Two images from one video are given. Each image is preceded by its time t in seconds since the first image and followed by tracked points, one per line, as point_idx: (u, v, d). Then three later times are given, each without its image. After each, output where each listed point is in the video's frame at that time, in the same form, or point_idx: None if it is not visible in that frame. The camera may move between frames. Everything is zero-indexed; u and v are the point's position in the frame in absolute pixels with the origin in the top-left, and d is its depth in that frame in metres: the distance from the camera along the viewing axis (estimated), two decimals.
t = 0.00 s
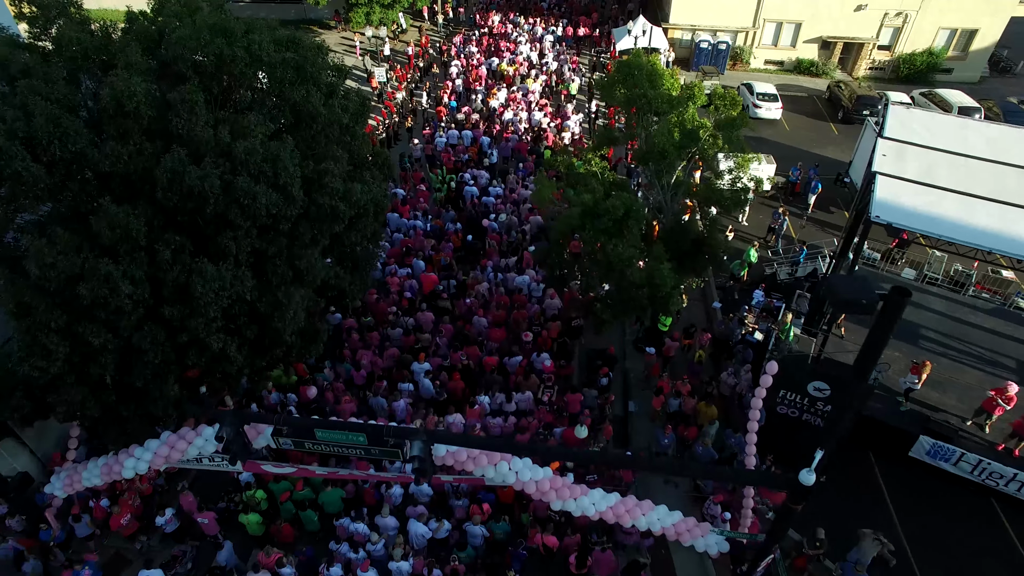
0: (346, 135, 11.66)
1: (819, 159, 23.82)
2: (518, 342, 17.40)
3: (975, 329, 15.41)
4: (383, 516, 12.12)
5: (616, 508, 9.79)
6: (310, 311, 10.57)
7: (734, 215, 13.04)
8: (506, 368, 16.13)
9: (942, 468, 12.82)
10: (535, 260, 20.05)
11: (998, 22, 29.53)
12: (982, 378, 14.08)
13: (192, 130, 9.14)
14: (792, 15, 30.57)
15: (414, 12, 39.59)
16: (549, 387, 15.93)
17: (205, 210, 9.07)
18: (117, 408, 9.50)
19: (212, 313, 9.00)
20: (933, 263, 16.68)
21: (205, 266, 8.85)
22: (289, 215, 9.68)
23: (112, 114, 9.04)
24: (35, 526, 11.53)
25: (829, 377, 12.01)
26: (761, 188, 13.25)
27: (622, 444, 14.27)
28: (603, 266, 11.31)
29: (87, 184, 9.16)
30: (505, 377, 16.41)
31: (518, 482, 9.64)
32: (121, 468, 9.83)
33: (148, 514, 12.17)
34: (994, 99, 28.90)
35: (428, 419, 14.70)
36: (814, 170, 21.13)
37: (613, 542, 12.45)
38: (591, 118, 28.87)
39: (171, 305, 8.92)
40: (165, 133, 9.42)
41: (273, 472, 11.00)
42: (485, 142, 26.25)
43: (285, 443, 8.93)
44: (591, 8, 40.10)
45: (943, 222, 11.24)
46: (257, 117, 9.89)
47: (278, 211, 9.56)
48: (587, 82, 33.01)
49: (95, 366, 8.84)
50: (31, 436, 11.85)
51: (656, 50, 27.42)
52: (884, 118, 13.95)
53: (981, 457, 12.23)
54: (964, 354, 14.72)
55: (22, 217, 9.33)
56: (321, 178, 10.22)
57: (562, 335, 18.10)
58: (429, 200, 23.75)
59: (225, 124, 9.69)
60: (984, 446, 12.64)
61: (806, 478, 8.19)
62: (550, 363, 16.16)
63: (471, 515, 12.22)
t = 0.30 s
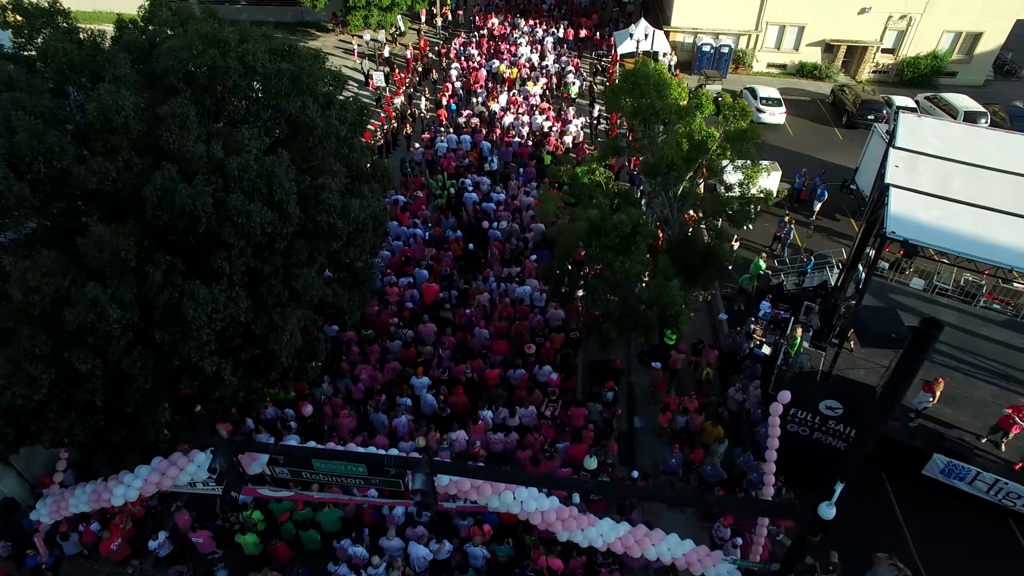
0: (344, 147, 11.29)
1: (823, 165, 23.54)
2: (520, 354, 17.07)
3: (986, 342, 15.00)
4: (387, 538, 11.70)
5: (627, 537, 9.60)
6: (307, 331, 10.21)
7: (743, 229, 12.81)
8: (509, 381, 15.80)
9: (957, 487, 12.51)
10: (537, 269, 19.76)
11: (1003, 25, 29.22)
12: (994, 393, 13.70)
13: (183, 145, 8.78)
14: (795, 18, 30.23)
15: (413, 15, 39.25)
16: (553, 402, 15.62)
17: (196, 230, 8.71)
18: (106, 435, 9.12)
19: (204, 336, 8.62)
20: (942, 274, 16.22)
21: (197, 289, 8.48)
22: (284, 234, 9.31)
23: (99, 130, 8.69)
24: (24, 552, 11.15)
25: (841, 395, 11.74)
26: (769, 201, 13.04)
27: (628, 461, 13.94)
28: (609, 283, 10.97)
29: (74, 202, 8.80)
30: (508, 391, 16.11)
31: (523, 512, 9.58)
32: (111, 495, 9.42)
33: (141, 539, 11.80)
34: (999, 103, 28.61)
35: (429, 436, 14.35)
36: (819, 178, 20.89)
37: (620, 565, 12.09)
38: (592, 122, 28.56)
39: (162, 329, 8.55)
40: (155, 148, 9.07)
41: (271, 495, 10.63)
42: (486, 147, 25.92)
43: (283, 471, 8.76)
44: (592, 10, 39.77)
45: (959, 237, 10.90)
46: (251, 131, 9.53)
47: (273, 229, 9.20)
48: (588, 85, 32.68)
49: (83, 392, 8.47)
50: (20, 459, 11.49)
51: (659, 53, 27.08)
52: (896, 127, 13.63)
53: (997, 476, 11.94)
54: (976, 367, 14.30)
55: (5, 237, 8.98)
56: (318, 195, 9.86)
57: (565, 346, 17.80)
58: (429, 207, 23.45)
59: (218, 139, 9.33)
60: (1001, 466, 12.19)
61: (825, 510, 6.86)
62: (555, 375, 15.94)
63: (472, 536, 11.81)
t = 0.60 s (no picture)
0: (341, 155, 10.92)
1: (829, 165, 23.21)
2: (523, 361, 16.76)
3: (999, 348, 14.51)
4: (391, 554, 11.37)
5: (638, 559, 9.38)
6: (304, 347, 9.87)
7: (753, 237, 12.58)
8: (512, 390, 15.52)
9: (971, 500, 12.23)
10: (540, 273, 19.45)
11: (1011, 21, 28.78)
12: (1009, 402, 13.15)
13: (173, 157, 8.42)
14: (799, 14, 29.79)
15: (411, 11, 38.77)
16: (557, 410, 15.31)
17: (187, 245, 8.34)
18: (95, 457, 8.75)
19: (197, 356, 8.27)
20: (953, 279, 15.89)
21: (188, 307, 8.10)
22: (280, 248, 8.93)
23: (85, 140, 8.34)
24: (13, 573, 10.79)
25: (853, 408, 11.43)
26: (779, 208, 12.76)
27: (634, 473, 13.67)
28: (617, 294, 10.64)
29: (60, 216, 8.43)
30: (510, 400, 15.80)
31: (531, 538, 9.44)
32: (103, 518, 9.13)
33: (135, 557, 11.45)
34: (1007, 101, 28.24)
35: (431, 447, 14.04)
36: (826, 179, 20.57)
37: None
38: (594, 120, 28.16)
39: (151, 349, 8.17)
40: (144, 158, 8.69)
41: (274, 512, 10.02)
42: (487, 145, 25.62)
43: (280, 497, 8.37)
44: (593, 5, 39.29)
45: (977, 246, 10.56)
46: (244, 140, 9.15)
47: (268, 244, 8.82)
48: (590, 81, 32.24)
49: (69, 415, 8.10)
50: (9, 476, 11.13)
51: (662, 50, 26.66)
52: (908, 130, 13.27)
53: (1013, 491, 11.66)
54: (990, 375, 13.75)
55: None
56: (315, 206, 9.48)
57: (569, 352, 17.50)
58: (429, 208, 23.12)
59: (210, 149, 8.96)
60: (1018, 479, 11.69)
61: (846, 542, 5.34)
62: (560, 382, 15.66)
63: (475, 552, 11.42)
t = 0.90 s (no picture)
0: (339, 162, 10.52)
1: (835, 164, 22.87)
2: (526, 367, 16.46)
3: (1010, 354, 14.06)
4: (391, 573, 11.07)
5: None
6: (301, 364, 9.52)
7: (763, 245, 12.19)
8: (514, 397, 15.23)
9: (986, 513, 11.93)
10: (542, 276, 19.12)
11: (1019, 16, 28.32)
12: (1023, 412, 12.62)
13: (162, 169, 8.07)
14: (803, 9, 29.30)
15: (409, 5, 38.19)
16: (560, 418, 15.00)
17: (177, 262, 7.95)
18: (84, 481, 8.38)
19: (188, 378, 7.91)
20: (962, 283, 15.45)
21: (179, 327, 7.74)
22: (274, 262, 8.57)
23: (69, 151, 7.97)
24: None
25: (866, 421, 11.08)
26: (790, 215, 12.33)
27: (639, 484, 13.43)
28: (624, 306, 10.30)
29: (43, 230, 8.05)
30: (513, 408, 15.52)
31: (538, 564, 9.31)
32: (92, 545, 8.74)
33: None
34: (1014, 97, 27.84)
35: (432, 458, 13.74)
36: (833, 180, 20.24)
37: None
38: (596, 117, 27.72)
39: (140, 370, 7.81)
40: (131, 169, 8.30)
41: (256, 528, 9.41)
42: (487, 140, 25.37)
43: (277, 523, 8.04)
44: None
45: (996, 256, 10.21)
46: (236, 149, 8.77)
47: (263, 258, 8.47)
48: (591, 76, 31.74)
49: (55, 439, 7.72)
50: None
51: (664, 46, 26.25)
52: (922, 133, 12.90)
53: None
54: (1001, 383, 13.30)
55: None
56: (310, 217, 9.12)
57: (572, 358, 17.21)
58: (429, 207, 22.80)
59: (201, 159, 8.60)
60: None
61: None
62: (565, 389, 15.37)
63: (479, 569, 11.06)
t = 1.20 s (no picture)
0: (335, 170, 10.14)
1: (840, 163, 22.54)
2: (528, 374, 16.18)
3: None
4: None
5: None
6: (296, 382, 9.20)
7: (771, 252, 11.88)
8: (516, 406, 14.96)
9: (998, 526, 11.71)
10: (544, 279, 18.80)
11: None
12: None
13: (148, 182, 7.68)
14: (807, 4, 28.79)
15: None
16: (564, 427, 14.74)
17: (166, 280, 7.58)
18: (72, 507, 8.04)
19: (179, 403, 7.57)
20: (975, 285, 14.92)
21: (168, 349, 7.38)
22: (268, 279, 8.21)
23: (50, 163, 7.57)
24: None
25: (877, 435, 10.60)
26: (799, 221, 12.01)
27: (644, 496, 13.17)
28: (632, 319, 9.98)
29: (25, 246, 7.67)
30: (515, 416, 15.24)
31: None
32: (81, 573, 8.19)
33: None
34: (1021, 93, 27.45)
35: (432, 470, 13.46)
36: (839, 180, 19.87)
37: None
38: (597, 114, 27.24)
39: (128, 395, 7.45)
40: (117, 182, 7.90)
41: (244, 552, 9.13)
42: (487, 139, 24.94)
43: (272, 551, 7.68)
44: None
45: (1016, 267, 9.88)
46: (228, 159, 8.38)
47: (256, 275, 8.12)
48: (592, 70, 31.20)
49: (40, 466, 7.38)
50: None
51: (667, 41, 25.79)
52: (935, 136, 12.54)
53: None
54: (1016, 391, 12.92)
55: None
56: (306, 231, 8.77)
57: (575, 363, 16.90)
58: (429, 207, 22.42)
59: (190, 171, 8.19)
60: None
61: None
62: (568, 397, 15.11)
63: None
